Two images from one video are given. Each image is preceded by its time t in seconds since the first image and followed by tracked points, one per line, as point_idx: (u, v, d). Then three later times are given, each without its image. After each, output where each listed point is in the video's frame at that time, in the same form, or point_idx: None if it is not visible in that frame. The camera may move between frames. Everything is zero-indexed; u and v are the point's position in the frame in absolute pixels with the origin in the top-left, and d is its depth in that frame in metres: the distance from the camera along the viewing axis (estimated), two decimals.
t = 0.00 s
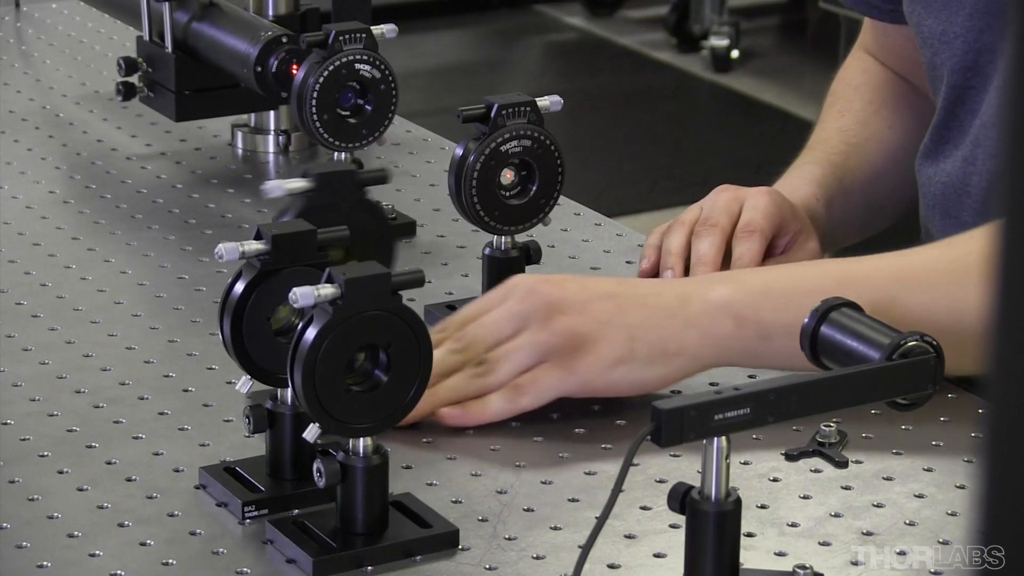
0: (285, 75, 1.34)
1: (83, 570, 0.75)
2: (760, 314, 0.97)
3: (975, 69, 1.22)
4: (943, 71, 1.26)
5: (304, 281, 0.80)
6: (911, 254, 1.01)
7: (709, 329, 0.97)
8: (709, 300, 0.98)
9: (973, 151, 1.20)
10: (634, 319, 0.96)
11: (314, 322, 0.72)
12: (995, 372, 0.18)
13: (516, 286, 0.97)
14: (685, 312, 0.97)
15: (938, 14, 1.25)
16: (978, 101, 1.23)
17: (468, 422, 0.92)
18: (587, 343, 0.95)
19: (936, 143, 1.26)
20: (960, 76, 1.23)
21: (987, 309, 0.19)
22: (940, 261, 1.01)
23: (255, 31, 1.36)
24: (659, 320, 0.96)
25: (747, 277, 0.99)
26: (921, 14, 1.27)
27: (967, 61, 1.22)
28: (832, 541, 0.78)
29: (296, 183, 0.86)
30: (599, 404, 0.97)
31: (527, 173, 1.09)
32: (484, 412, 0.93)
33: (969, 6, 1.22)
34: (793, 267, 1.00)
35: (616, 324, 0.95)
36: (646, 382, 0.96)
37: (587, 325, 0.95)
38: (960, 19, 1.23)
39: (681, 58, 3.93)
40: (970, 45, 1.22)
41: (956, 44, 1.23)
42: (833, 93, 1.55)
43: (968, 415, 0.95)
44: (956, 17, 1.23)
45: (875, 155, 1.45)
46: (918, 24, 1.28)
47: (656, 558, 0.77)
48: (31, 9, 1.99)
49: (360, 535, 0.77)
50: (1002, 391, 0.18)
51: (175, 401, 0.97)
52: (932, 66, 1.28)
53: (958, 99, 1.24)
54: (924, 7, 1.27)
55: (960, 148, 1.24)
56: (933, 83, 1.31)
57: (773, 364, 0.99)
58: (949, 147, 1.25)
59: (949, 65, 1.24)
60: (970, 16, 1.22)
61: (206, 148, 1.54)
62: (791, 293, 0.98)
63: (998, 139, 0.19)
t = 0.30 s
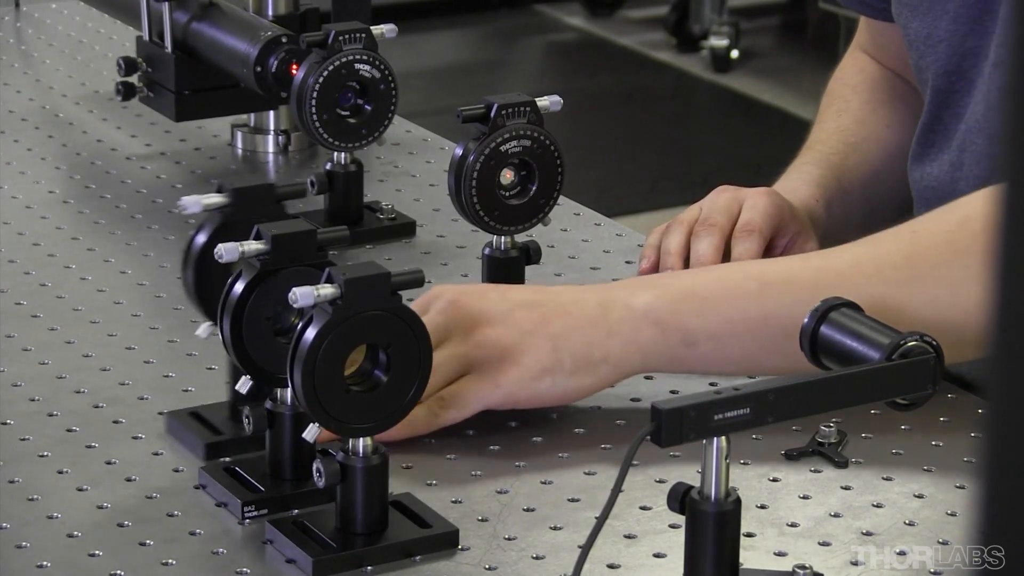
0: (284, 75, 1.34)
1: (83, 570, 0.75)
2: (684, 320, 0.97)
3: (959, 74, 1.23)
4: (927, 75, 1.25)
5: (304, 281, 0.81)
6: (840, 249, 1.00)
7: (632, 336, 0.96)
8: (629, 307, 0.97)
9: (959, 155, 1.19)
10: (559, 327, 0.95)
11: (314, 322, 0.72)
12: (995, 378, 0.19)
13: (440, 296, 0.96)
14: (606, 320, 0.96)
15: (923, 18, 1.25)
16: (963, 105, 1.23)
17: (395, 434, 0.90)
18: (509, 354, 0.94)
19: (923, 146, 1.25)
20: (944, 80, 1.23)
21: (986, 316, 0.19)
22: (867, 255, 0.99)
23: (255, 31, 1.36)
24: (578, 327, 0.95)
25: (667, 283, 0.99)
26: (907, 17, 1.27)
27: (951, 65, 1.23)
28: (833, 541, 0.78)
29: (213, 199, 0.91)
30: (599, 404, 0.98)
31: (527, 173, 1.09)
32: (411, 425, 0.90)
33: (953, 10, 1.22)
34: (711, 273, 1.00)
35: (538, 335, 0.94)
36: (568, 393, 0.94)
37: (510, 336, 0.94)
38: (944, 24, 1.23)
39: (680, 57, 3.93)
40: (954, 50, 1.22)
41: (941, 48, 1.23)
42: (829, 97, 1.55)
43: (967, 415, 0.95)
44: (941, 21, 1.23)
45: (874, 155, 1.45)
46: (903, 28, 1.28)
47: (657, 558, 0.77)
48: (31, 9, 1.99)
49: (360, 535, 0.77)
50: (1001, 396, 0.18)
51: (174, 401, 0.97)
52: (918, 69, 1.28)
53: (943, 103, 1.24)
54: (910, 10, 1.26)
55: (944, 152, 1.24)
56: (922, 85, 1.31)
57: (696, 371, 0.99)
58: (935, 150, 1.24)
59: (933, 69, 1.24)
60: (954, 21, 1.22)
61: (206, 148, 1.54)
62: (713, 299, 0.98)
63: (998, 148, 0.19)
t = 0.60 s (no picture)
0: (284, 75, 1.34)
1: (83, 570, 0.75)
2: (654, 324, 0.97)
3: (953, 76, 1.23)
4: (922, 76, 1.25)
5: (304, 281, 0.81)
6: (824, 250, 0.99)
7: (602, 342, 0.96)
8: (599, 311, 0.97)
9: (953, 158, 1.18)
10: (530, 332, 0.94)
11: (314, 322, 0.72)
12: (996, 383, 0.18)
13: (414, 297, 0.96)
14: (576, 325, 0.96)
15: (918, 20, 1.25)
16: (957, 107, 1.23)
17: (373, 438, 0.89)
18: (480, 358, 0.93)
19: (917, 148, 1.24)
20: (938, 82, 1.23)
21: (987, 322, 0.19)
22: (837, 258, 0.98)
23: (255, 31, 1.36)
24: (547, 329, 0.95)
25: (638, 285, 0.99)
26: (902, 19, 1.27)
27: (944, 67, 1.23)
28: (832, 541, 0.78)
29: (179, 206, 0.89)
30: (599, 404, 0.98)
31: (527, 173, 1.09)
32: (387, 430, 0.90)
33: (947, 12, 1.22)
34: (680, 276, 0.99)
35: (511, 340, 0.94)
36: (537, 398, 0.94)
37: (480, 341, 0.93)
38: (938, 26, 1.23)
39: (680, 57, 3.93)
40: (947, 52, 1.22)
41: (935, 50, 1.23)
42: (827, 95, 1.55)
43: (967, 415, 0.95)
44: (935, 22, 1.23)
45: (872, 155, 1.45)
46: (900, 29, 1.28)
47: (657, 558, 0.77)
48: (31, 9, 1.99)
49: (360, 535, 0.77)
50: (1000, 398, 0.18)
51: (174, 401, 0.97)
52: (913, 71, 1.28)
53: (937, 106, 1.23)
54: (905, 11, 1.26)
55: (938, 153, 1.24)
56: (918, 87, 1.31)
57: (666, 373, 0.99)
58: (930, 153, 1.24)
59: (927, 71, 1.24)
60: (948, 23, 1.22)
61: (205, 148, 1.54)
62: (684, 302, 0.97)
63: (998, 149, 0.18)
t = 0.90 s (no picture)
0: (284, 75, 1.34)
1: (83, 570, 0.75)
2: (664, 328, 0.97)
3: (957, 76, 1.22)
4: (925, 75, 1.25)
5: (304, 281, 0.81)
6: (825, 251, 0.99)
7: (611, 347, 0.96)
8: (609, 316, 0.97)
9: (957, 157, 1.18)
10: (536, 336, 0.95)
11: (314, 322, 0.72)
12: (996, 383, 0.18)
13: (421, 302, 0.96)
14: (586, 330, 0.96)
15: (922, 20, 1.25)
16: (961, 107, 1.23)
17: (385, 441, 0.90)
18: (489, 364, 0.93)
19: (921, 147, 1.25)
20: (941, 82, 1.23)
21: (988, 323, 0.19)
22: (845, 261, 0.98)
23: (255, 31, 1.36)
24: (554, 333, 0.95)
25: (646, 290, 0.99)
26: (906, 19, 1.27)
27: (948, 67, 1.23)
28: (832, 540, 0.78)
29: (187, 205, 0.89)
30: (599, 404, 0.98)
31: (527, 173, 1.09)
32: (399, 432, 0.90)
33: (951, 12, 1.22)
34: (685, 281, 0.99)
35: (519, 345, 0.94)
36: (547, 404, 0.94)
37: (489, 346, 0.93)
38: (942, 26, 1.23)
39: (680, 57, 3.93)
40: (951, 52, 1.22)
41: (938, 50, 1.23)
42: (828, 96, 1.54)
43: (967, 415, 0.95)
44: (939, 22, 1.23)
45: (873, 156, 1.45)
46: (904, 29, 1.28)
47: (656, 558, 0.77)
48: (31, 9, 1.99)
49: (360, 535, 0.77)
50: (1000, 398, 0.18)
51: (174, 401, 0.97)
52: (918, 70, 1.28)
53: (940, 106, 1.23)
54: (909, 11, 1.26)
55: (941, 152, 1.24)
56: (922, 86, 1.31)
57: (674, 377, 0.99)
58: (933, 152, 1.24)
59: (931, 71, 1.24)
60: (952, 23, 1.22)
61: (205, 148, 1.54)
62: (693, 306, 0.98)
63: (999, 149, 0.18)
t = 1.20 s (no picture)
0: (284, 75, 1.34)
1: (83, 570, 0.75)
2: (715, 330, 0.96)
3: (959, 78, 1.22)
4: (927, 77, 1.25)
5: (304, 281, 0.81)
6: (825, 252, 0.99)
7: (665, 346, 0.95)
8: (668, 315, 0.96)
9: (960, 159, 1.20)
10: (582, 330, 0.95)
11: (314, 322, 0.72)
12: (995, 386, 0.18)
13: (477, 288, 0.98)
14: (645, 323, 0.96)
15: (922, 23, 1.25)
16: (964, 109, 1.23)
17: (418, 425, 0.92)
18: (554, 354, 0.94)
19: (922, 150, 1.25)
20: (944, 85, 1.23)
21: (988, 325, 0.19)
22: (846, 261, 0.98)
23: (255, 31, 1.36)
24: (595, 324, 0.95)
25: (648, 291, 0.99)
26: (906, 23, 1.27)
27: (950, 70, 1.22)
28: (832, 541, 0.78)
29: (188, 206, 0.89)
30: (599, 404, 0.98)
31: (527, 173, 1.09)
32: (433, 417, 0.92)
33: (952, 15, 1.22)
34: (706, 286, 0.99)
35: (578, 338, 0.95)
36: (604, 398, 0.95)
37: (549, 338, 0.94)
38: (943, 29, 1.22)
39: (680, 57, 3.93)
40: (953, 54, 1.22)
41: (940, 53, 1.23)
42: (830, 105, 1.55)
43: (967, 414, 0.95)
44: (940, 25, 1.23)
45: (873, 161, 1.46)
46: (904, 32, 1.28)
47: (656, 558, 0.77)
48: (31, 9, 1.99)
49: (360, 535, 0.77)
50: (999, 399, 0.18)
51: (174, 401, 0.97)
52: (919, 74, 1.28)
53: (942, 109, 1.23)
54: (910, 15, 1.26)
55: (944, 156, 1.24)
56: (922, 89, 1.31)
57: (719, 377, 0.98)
58: (935, 154, 1.25)
59: (932, 74, 1.24)
60: (952, 26, 1.22)
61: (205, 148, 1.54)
62: (739, 305, 0.97)
63: (1001, 150, 0.18)
